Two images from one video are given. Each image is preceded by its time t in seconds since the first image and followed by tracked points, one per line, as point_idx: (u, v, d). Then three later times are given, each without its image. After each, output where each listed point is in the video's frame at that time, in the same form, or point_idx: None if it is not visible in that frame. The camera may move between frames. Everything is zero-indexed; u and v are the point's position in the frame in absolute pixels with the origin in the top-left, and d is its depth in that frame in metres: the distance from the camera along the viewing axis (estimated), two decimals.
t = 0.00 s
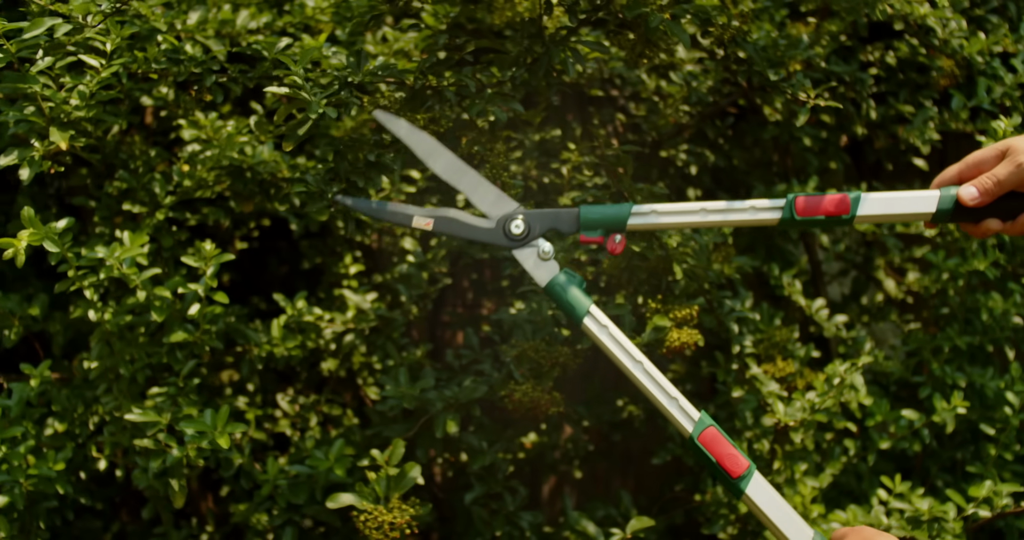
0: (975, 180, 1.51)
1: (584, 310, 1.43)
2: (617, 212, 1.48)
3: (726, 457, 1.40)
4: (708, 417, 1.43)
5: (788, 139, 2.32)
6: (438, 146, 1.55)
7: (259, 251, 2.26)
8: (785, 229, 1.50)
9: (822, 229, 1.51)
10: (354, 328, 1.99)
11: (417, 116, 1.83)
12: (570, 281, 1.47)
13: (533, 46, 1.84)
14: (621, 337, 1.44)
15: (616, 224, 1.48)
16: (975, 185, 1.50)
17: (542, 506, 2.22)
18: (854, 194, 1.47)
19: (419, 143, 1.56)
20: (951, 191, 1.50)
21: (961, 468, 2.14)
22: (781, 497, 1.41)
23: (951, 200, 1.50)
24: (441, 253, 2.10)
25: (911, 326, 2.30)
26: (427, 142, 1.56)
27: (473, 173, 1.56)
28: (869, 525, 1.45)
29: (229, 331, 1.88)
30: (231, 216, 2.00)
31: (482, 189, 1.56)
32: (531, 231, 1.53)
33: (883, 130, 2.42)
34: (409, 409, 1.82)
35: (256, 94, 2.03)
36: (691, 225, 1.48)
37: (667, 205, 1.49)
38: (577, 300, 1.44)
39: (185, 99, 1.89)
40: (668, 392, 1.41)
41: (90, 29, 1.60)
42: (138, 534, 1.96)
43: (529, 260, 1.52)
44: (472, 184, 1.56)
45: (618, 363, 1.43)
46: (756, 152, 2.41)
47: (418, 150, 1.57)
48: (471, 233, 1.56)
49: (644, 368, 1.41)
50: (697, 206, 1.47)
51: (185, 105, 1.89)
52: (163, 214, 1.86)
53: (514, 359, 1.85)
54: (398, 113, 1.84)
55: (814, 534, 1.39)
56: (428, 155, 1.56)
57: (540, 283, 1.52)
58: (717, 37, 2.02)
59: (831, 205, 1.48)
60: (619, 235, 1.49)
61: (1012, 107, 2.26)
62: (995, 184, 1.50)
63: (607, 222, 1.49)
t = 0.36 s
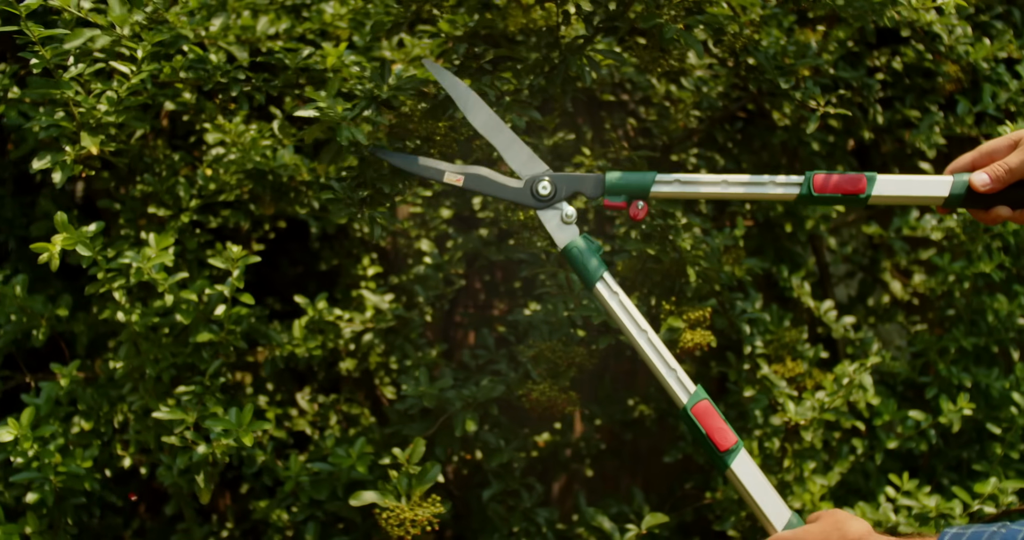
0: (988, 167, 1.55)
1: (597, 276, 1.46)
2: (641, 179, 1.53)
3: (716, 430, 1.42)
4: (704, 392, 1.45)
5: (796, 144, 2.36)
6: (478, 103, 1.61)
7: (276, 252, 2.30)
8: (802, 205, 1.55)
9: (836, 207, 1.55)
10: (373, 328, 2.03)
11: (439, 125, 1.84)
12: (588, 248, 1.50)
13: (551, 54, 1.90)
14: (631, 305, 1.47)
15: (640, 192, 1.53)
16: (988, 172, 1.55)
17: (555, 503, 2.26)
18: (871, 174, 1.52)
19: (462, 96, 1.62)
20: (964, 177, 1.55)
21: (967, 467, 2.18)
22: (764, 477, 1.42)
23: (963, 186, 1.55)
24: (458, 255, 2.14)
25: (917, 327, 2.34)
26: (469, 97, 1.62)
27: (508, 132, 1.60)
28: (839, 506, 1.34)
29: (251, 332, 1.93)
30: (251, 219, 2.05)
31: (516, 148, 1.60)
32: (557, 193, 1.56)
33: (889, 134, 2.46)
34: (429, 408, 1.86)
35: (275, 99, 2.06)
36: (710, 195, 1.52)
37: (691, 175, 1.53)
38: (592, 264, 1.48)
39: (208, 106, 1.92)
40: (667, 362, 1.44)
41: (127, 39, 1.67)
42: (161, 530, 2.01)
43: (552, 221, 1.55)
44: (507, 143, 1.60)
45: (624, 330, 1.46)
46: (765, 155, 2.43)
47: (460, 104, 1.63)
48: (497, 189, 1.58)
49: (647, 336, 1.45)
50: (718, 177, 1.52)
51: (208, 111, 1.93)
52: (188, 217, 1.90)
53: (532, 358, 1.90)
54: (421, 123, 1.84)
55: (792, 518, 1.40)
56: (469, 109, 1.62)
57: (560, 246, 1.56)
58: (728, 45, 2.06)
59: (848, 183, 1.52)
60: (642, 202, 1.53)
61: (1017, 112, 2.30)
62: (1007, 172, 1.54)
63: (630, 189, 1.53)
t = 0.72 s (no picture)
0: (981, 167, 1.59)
1: (597, 259, 1.53)
2: (644, 169, 1.60)
3: (707, 411, 1.48)
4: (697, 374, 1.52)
5: (805, 148, 2.40)
6: (491, 91, 1.69)
7: (292, 254, 2.34)
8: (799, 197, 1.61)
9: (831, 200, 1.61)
10: (391, 329, 2.07)
11: (461, 132, 1.90)
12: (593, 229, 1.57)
13: (569, 65, 1.96)
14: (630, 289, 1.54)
15: (643, 179, 1.60)
16: (980, 170, 1.59)
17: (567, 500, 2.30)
18: (866, 169, 1.57)
19: (476, 83, 1.70)
20: (957, 176, 1.59)
21: (972, 465, 2.22)
22: (755, 457, 1.49)
23: (956, 184, 1.59)
24: (473, 257, 2.19)
25: (924, 328, 2.38)
26: (483, 85, 1.70)
27: (520, 119, 1.68)
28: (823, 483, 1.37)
29: (272, 333, 1.98)
30: (271, 222, 2.09)
31: (526, 135, 1.68)
32: (564, 179, 1.64)
33: (896, 138, 2.50)
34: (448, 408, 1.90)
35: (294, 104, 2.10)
36: (710, 184, 1.58)
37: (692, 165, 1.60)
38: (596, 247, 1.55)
39: (233, 112, 1.96)
40: (663, 342, 1.50)
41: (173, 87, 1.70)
42: (182, 527, 2.04)
43: (558, 206, 1.64)
44: (518, 130, 1.68)
45: (623, 312, 1.53)
46: (774, 158, 2.47)
47: (475, 91, 1.71)
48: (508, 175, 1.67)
49: (644, 317, 1.51)
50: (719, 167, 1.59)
51: (230, 117, 1.97)
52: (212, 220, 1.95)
53: (549, 360, 1.95)
54: (444, 130, 1.90)
55: (780, 496, 1.47)
56: (484, 96, 1.70)
57: (566, 230, 1.64)
58: (740, 53, 2.10)
59: (843, 177, 1.58)
60: (644, 190, 1.61)
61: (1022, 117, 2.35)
62: (998, 171, 1.58)
63: (634, 178, 1.61)
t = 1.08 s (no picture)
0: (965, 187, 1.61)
1: (597, 256, 1.62)
2: (639, 173, 1.67)
3: (713, 394, 1.54)
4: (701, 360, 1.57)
5: (812, 153, 2.43)
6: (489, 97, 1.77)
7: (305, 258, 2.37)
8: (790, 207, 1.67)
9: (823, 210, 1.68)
10: (406, 333, 2.11)
11: (479, 140, 1.96)
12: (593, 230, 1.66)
13: (584, 73, 2.04)
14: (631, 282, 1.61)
15: (637, 184, 1.67)
16: (964, 192, 1.60)
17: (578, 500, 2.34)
18: (855, 184, 1.63)
19: (472, 90, 1.78)
20: (943, 195, 1.62)
21: (977, 465, 2.26)
22: (762, 437, 1.52)
23: (941, 203, 1.62)
24: (487, 261, 2.23)
25: (929, 330, 2.42)
26: (478, 90, 1.78)
27: (515, 122, 1.76)
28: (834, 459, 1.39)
29: (290, 336, 2.01)
30: (287, 226, 2.12)
31: (523, 137, 1.76)
32: (560, 180, 1.72)
33: (901, 143, 2.54)
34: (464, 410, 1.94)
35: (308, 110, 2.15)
36: (704, 193, 1.64)
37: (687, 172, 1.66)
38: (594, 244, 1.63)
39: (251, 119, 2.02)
40: (664, 332, 1.58)
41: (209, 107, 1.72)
42: (201, 527, 2.07)
43: (556, 205, 1.72)
44: (513, 132, 1.76)
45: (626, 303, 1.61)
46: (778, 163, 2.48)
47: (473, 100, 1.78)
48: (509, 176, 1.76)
49: (645, 310, 1.59)
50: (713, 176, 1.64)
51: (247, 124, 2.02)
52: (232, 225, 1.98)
53: (564, 362, 1.99)
54: (462, 137, 1.96)
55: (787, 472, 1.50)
56: (480, 102, 1.78)
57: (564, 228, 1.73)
58: (749, 61, 2.14)
59: (833, 190, 1.64)
60: (637, 194, 1.68)
61: None
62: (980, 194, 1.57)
63: (629, 181, 1.68)
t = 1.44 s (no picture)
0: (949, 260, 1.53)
1: (615, 242, 1.64)
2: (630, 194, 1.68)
3: (762, 344, 1.57)
4: (742, 313, 1.61)
5: (816, 156, 2.46)
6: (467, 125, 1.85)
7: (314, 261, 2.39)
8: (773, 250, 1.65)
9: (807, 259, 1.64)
10: (418, 335, 2.13)
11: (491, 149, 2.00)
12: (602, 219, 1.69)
13: (593, 78, 2.06)
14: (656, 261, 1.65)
15: (628, 202, 1.68)
16: (944, 266, 1.52)
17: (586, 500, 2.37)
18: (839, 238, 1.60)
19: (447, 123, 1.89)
20: (926, 265, 1.55)
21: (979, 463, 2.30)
22: (818, 370, 1.56)
23: (922, 273, 1.55)
24: (496, 264, 2.26)
25: (932, 331, 2.46)
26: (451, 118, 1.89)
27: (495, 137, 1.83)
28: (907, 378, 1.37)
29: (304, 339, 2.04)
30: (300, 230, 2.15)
31: (505, 149, 1.83)
32: (555, 185, 1.78)
33: (903, 146, 2.56)
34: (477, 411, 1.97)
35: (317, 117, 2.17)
36: (690, 223, 1.66)
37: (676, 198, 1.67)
38: (609, 234, 1.66)
39: (263, 124, 2.03)
40: (701, 298, 1.60)
41: (221, 93, 1.72)
42: (215, 529, 2.09)
43: (558, 207, 1.79)
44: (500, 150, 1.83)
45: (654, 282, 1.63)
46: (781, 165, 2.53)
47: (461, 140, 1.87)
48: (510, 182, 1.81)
49: (677, 281, 1.62)
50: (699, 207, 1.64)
51: (259, 130, 2.04)
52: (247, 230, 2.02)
53: (575, 363, 2.03)
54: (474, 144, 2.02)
55: (851, 397, 1.53)
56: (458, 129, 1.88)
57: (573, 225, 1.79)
58: (757, 67, 2.17)
59: (815, 241, 1.61)
60: (626, 213, 1.70)
61: None
62: (962, 270, 1.49)
63: (618, 199, 1.69)
